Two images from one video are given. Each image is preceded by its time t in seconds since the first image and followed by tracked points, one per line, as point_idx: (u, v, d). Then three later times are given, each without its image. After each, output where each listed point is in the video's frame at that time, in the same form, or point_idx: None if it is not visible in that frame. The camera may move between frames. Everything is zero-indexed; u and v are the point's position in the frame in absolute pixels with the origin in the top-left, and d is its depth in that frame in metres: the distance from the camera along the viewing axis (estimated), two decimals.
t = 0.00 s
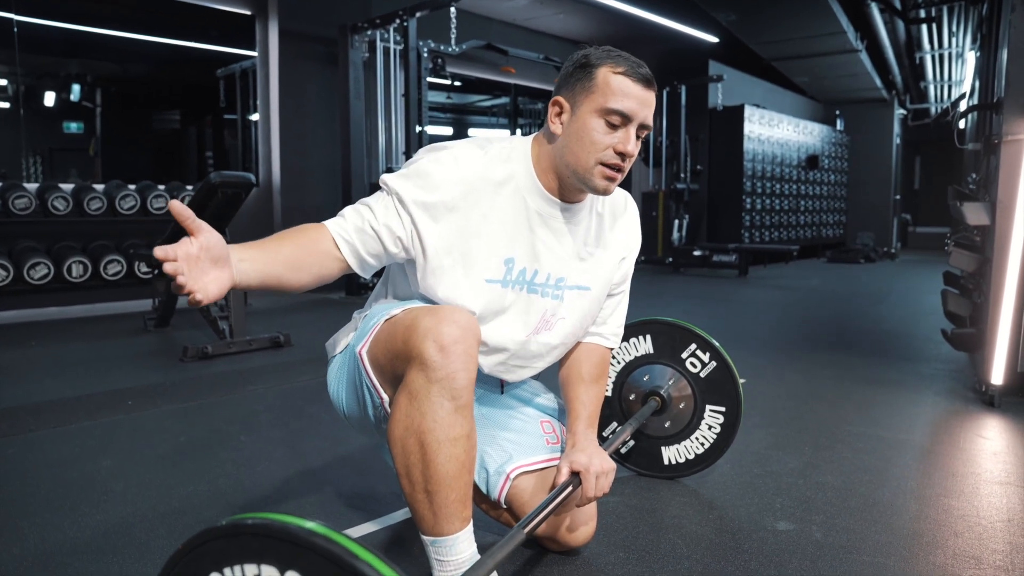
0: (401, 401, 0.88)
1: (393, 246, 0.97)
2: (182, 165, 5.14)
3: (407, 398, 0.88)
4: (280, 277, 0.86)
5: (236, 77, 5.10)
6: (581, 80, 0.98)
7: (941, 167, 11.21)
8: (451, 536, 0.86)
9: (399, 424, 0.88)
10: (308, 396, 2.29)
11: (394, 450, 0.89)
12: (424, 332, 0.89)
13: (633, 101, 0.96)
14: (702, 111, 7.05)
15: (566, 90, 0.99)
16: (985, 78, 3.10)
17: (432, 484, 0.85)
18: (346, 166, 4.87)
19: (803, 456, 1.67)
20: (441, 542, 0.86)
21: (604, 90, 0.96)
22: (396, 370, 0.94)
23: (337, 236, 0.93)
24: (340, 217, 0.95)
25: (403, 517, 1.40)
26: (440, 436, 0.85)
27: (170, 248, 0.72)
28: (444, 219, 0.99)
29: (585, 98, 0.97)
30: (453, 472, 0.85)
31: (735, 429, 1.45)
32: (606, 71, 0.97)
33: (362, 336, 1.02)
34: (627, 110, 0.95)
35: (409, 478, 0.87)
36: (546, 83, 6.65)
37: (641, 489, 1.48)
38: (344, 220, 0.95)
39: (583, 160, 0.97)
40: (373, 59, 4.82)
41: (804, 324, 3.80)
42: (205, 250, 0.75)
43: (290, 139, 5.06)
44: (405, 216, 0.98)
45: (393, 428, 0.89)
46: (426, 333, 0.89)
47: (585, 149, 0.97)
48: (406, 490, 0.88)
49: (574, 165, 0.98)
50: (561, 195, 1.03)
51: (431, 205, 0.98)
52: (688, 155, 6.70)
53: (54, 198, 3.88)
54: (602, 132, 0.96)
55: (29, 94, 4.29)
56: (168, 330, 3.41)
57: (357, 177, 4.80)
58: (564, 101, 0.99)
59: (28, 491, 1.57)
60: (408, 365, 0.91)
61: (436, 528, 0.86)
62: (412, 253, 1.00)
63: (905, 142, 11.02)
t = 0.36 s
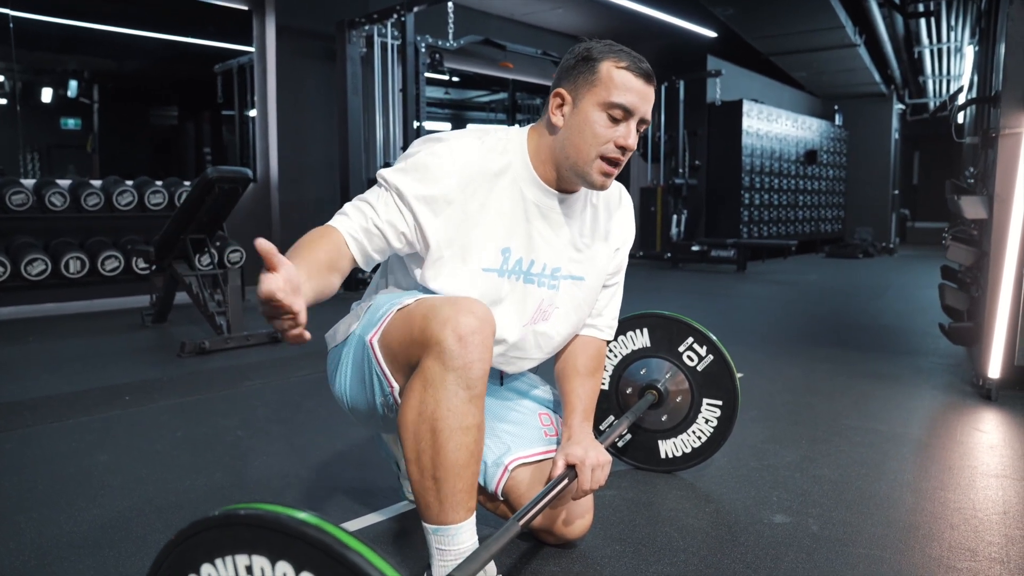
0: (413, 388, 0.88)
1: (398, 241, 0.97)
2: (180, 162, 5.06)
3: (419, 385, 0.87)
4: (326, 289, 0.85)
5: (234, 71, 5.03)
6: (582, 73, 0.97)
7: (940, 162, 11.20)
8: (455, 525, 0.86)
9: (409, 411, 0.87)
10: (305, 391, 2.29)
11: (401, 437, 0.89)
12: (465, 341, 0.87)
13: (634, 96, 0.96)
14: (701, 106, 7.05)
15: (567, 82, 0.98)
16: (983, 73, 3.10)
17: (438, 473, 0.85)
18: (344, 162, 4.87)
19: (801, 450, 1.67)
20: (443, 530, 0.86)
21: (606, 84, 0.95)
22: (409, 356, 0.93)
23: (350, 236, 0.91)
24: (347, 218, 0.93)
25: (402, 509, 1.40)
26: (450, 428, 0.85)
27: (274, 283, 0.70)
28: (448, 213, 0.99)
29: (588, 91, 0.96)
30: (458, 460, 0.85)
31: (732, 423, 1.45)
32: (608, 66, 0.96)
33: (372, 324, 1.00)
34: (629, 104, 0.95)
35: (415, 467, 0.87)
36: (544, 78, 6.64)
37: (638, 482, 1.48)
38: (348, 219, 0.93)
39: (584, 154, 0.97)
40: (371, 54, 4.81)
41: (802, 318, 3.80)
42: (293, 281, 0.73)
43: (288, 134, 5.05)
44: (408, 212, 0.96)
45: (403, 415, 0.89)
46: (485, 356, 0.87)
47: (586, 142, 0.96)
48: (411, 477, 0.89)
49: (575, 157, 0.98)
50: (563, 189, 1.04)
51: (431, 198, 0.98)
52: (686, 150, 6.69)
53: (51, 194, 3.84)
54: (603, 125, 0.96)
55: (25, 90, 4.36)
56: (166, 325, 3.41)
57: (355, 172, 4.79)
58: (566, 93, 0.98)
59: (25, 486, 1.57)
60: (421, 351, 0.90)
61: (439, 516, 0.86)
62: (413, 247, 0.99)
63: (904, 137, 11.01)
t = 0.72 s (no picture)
0: (496, 372, 0.90)
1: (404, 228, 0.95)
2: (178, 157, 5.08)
3: (504, 371, 0.90)
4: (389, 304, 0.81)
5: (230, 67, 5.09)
6: (559, 44, 0.97)
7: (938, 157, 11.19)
8: (492, 513, 0.86)
9: (486, 393, 0.89)
10: (304, 386, 2.29)
11: (466, 416, 0.89)
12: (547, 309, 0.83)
13: (614, 59, 0.95)
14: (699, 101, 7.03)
15: (546, 57, 0.98)
16: (983, 67, 3.09)
17: (501, 458, 0.86)
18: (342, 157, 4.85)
19: (801, 443, 1.67)
20: (479, 515, 0.85)
21: (584, 50, 0.95)
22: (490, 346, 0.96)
23: (388, 236, 0.91)
24: (361, 218, 0.92)
25: (405, 502, 1.40)
26: (530, 420, 0.88)
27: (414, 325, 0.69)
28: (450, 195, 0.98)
29: (566, 60, 0.96)
30: (523, 453, 0.87)
31: (733, 416, 1.45)
32: (583, 33, 0.96)
33: (438, 326, 1.00)
34: (610, 67, 0.95)
35: (476, 446, 0.86)
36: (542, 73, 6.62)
37: (639, 476, 1.48)
38: (363, 219, 0.92)
39: (573, 122, 0.96)
40: (369, 49, 4.79)
41: (801, 313, 3.80)
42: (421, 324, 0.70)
43: (286, 129, 5.04)
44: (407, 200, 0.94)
45: (477, 395, 0.89)
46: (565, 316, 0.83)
47: (574, 109, 0.95)
48: (463, 454, 0.87)
49: (565, 124, 0.97)
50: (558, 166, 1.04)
51: (427, 181, 0.97)
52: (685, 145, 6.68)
53: (48, 189, 3.83)
54: (588, 90, 0.95)
55: (23, 85, 4.33)
56: (164, 321, 3.40)
57: (353, 167, 4.78)
58: (547, 67, 0.97)
59: (23, 482, 1.56)
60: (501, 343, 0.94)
61: (482, 500, 0.85)
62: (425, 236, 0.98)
63: (903, 132, 11.00)
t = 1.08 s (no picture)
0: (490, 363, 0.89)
1: (404, 218, 0.95)
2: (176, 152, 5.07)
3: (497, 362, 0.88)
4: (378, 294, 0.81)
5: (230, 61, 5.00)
6: (577, 43, 0.96)
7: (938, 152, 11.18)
8: (491, 507, 0.85)
9: (480, 386, 0.87)
10: (304, 381, 2.28)
11: (462, 411, 0.87)
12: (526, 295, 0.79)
13: (630, 65, 0.94)
14: (699, 96, 7.02)
15: (562, 54, 0.97)
16: (984, 61, 3.08)
17: (498, 452, 0.85)
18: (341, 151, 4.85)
19: (802, 438, 1.67)
20: (479, 510, 0.85)
21: (602, 53, 0.94)
22: (484, 338, 0.94)
23: (385, 220, 0.90)
24: (361, 203, 0.92)
25: (407, 496, 1.40)
26: (523, 412, 0.86)
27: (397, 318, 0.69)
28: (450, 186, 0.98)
29: (582, 61, 0.94)
30: (520, 446, 0.86)
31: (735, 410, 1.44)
32: (602, 36, 0.95)
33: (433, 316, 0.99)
34: (625, 73, 0.94)
35: (472, 441, 0.85)
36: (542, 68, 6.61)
37: (641, 470, 1.48)
38: (363, 207, 0.91)
39: (582, 125, 0.96)
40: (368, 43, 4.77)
41: (802, 308, 3.80)
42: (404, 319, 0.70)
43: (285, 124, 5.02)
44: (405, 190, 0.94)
45: (471, 389, 0.88)
46: (545, 304, 0.79)
47: (583, 112, 0.95)
48: (460, 449, 0.86)
49: (574, 126, 0.96)
50: (562, 162, 1.03)
51: (429, 173, 0.97)
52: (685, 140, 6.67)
53: (47, 183, 3.82)
54: (600, 95, 0.94)
55: (20, 79, 4.35)
56: (164, 315, 3.39)
57: (353, 161, 4.76)
58: (562, 65, 0.96)
59: (24, 477, 1.56)
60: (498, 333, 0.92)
61: (482, 495, 0.85)
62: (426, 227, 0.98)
63: (903, 126, 10.98)
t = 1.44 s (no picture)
0: (489, 358, 0.89)
1: (407, 212, 0.95)
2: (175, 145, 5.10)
3: (496, 357, 0.88)
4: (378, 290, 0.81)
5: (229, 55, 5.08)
6: (581, 39, 0.95)
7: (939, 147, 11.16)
8: (490, 501, 0.85)
9: (479, 380, 0.87)
10: (304, 375, 2.28)
11: (461, 406, 0.88)
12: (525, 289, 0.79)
13: (632, 61, 0.94)
14: (700, 90, 7.00)
15: (566, 50, 0.97)
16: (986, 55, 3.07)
17: (497, 445, 0.85)
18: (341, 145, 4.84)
19: (801, 433, 1.67)
20: (479, 504, 0.85)
21: (605, 49, 0.94)
22: (484, 333, 0.95)
23: (388, 214, 0.91)
24: (365, 196, 0.92)
25: (408, 490, 1.41)
26: (521, 406, 0.86)
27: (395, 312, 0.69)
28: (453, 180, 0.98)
29: (584, 57, 0.94)
30: (519, 440, 0.86)
31: (735, 405, 1.44)
32: (606, 32, 0.94)
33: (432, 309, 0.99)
34: (627, 69, 0.94)
35: (471, 435, 0.85)
36: (542, 62, 6.59)
37: (641, 465, 1.48)
38: (367, 201, 0.92)
39: (585, 120, 0.95)
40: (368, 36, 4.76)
41: (801, 303, 3.80)
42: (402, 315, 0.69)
43: (284, 118, 5.01)
44: (409, 185, 0.94)
45: (470, 383, 0.88)
46: (544, 297, 0.79)
47: (586, 107, 0.95)
48: (459, 443, 0.86)
49: (577, 121, 0.96)
50: (564, 158, 1.03)
51: (432, 168, 0.97)
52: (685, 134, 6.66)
53: (47, 177, 3.81)
54: (603, 91, 0.94)
55: (18, 73, 4.30)
56: (164, 310, 3.39)
57: (353, 156, 4.76)
58: (565, 61, 0.96)
59: (25, 471, 1.56)
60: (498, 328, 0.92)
61: (481, 489, 0.85)
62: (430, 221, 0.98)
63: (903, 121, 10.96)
